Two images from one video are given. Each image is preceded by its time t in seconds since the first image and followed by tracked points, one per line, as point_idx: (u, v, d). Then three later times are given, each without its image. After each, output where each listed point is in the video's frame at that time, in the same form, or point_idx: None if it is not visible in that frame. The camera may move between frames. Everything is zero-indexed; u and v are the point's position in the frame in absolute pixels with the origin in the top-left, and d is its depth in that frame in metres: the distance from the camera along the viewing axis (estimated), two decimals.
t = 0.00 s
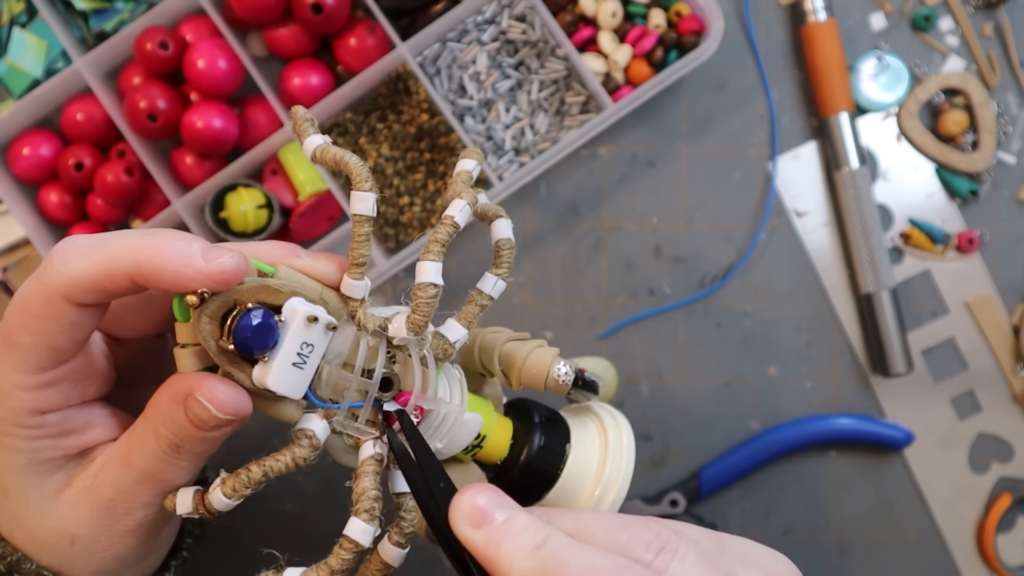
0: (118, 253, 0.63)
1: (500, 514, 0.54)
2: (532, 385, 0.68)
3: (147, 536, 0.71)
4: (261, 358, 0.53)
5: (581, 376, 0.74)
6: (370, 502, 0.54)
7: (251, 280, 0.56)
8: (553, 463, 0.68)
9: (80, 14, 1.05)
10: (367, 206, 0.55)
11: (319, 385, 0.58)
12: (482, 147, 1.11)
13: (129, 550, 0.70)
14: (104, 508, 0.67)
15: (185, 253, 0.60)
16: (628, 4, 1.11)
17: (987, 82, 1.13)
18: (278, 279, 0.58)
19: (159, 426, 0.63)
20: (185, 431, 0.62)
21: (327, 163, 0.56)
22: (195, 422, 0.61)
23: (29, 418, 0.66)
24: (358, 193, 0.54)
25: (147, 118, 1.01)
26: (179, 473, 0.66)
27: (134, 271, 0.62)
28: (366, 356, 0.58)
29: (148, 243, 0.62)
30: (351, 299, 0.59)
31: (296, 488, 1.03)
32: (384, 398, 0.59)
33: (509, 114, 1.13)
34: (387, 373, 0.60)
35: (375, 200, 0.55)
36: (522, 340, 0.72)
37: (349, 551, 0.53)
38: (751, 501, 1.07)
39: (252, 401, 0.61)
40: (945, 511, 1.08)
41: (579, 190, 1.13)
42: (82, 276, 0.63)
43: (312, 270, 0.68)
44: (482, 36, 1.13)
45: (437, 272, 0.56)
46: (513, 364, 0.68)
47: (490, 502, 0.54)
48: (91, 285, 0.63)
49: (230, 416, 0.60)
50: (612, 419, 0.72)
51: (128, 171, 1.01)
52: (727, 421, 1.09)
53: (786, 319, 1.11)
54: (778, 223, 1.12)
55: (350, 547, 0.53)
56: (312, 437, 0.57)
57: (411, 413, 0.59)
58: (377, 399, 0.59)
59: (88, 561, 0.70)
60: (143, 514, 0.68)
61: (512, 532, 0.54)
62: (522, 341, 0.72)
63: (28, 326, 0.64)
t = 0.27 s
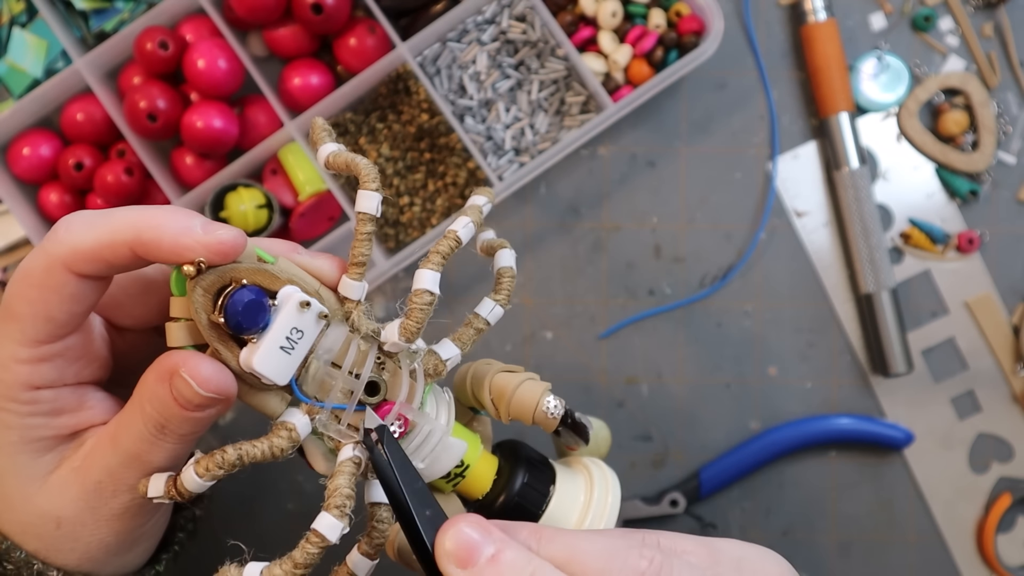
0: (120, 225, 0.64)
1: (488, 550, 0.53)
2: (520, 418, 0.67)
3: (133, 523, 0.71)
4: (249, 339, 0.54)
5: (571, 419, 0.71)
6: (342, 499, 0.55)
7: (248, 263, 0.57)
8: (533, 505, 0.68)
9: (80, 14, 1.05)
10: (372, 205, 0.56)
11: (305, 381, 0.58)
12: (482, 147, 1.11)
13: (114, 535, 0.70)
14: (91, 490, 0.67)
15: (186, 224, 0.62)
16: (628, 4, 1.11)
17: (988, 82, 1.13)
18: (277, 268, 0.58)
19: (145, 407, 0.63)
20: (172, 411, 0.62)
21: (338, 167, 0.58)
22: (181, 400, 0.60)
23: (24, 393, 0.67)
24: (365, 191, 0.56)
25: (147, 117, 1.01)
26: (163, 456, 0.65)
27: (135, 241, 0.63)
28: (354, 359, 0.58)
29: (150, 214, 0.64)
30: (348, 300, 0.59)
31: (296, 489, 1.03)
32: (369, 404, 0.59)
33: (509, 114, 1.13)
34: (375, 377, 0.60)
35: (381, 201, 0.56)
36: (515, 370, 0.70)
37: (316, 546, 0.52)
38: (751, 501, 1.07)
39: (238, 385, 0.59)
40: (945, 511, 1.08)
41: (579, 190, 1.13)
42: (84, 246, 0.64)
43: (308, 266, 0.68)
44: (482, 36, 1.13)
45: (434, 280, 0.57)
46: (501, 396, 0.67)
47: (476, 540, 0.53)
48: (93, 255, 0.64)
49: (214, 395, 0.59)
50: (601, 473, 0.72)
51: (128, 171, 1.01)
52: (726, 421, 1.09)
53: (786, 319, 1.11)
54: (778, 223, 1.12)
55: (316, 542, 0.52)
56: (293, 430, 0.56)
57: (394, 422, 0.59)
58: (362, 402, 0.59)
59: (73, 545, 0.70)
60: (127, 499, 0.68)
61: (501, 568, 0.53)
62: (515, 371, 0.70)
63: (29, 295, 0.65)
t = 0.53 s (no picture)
0: (129, 224, 0.64)
1: (486, 525, 0.53)
2: (520, 412, 0.67)
3: (138, 521, 0.72)
4: (259, 336, 0.54)
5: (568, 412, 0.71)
6: (352, 492, 0.55)
7: (257, 260, 0.57)
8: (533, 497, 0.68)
9: (80, 14, 1.05)
10: (377, 202, 0.57)
11: (313, 376, 0.58)
12: (482, 147, 1.11)
13: (120, 533, 0.71)
14: (97, 487, 0.67)
15: (196, 221, 0.62)
16: (628, 4, 1.11)
17: (988, 82, 1.13)
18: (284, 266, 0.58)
19: (154, 405, 0.62)
20: (181, 408, 0.62)
21: (341, 166, 0.59)
22: (191, 398, 0.60)
23: (30, 393, 0.67)
24: (370, 189, 0.57)
25: (147, 118, 1.01)
26: (170, 453, 0.65)
27: (145, 240, 0.63)
28: (360, 355, 0.58)
29: (159, 213, 0.64)
30: (352, 297, 0.60)
31: (296, 489, 1.03)
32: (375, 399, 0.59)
33: (508, 114, 1.13)
34: (380, 373, 0.60)
35: (385, 198, 0.57)
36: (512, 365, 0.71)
37: (329, 539, 0.53)
38: (751, 501, 1.07)
39: (247, 384, 0.59)
40: (945, 511, 1.08)
41: (579, 190, 1.13)
42: (92, 245, 0.64)
43: (314, 263, 0.68)
44: (482, 36, 1.13)
45: (438, 277, 0.59)
46: (501, 390, 0.68)
47: (476, 513, 0.52)
48: (102, 255, 0.64)
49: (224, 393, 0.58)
50: (597, 467, 0.72)
51: (128, 171, 1.01)
52: (726, 421, 1.10)
53: (786, 319, 1.11)
54: (778, 223, 1.12)
55: (328, 535, 0.53)
56: (301, 426, 0.56)
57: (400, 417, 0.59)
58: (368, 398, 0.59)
59: (78, 543, 0.70)
60: (133, 497, 0.68)
61: (500, 545, 0.53)
62: (512, 365, 0.71)
63: (37, 296, 0.65)
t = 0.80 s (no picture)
0: (147, 208, 0.65)
1: (473, 521, 0.53)
2: (515, 424, 0.68)
3: (140, 510, 0.72)
4: (267, 322, 0.55)
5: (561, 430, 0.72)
6: (349, 482, 0.56)
7: (269, 248, 0.59)
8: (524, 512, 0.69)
9: (80, 14, 1.05)
10: (389, 203, 0.58)
11: (316, 369, 0.59)
12: (482, 147, 1.11)
13: (122, 522, 0.71)
14: (101, 474, 0.67)
15: (213, 205, 0.64)
16: (628, 4, 1.11)
17: (987, 82, 1.13)
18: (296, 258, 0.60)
19: (161, 388, 0.62)
20: (187, 393, 0.62)
21: (356, 169, 0.60)
22: (197, 381, 0.60)
23: (37, 376, 0.67)
24: (382, 189, 0.57)
25: (147, 118, 1.01)
26: (174, 439, 0.65)
27: (162, 223, 0.64)
28: (363, 353, 0.59)
29: (176, 198, 0.65)
30: (359, 295, 0.60)
31: (296, 489, 1.03)
32: (377, 396, 0.60)
33: (509, 114, 1.13)
34: (381, 371, 0.60)
35: (397, 198, 0.58)
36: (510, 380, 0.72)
37: (324, 527, 0.53)
38: (751, 501, 1.07)
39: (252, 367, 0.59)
40: (945, 511, 1.08)
41: (579, 190, 1.13)
42: (109, 229, 0.65)
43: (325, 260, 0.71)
44: (482, 36, 1.13)
45: (443, 280, 0.59)
46: (497, 401, 0.68)
47: (463, 509, 0.52)
48: (119, 238, 0.65)
49: (229, 375, 0.58)
50: (585, 490, 0.75)
51: (128, 171, 1.02)
52: (726, 421, 1.09)
53: (786, 319, 1.11)
54: (778, 223, 1.12)
55: (324, 522, 0.53)
56: (303, 417, 0.56)
57: (398, 416, 0.60)
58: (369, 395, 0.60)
59: (80, 531, 0.70)
60: (136, 484, 0.68)
61: (487, 540, 0.52)
62: (509, 380, 0.71)
63: (53, 278, 0.66)
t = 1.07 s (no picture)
0: (159, 208, 0.65)
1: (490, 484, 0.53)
2: (518, 440, 0.68)
3: (142, 511, 0.72)
4: (272, 326, 0.56)
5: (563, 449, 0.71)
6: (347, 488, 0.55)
7: (278, 251, 0.60)
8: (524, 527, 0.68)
9: (80, 14, 1.05)
10: (400, 213, 0.59)
11: (320, 376, 0.59)
12: (482, 147, 1.11)
13: (125, 522, 0.71)
14: (104, 474, 0.67)
15: (225, 208, 0.64)
16: (628, 4, 1.11)
17: (988, 82, 1.13)
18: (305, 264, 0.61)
19: (165, 388, 0.62)
20: (191, 393, 0.61)
21: (368, 179, 0.61)
22: (200, 382, 0.60)
23: (44, 374, 0.68)
24: (393, 199, 0.59)
25: (147, 117, 1.01)
26: (177, 440, 0.65)
27: (173, 223, 0.65)
28: (368, 361, 0.60)
29: (188, 199, 0.65)
30: (367, 303, 0.61)
31: (296, 489, 1.03)
32: (379, 405, 0.60)
33: (509, 114, 1.13)
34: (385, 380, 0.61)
35: (408, 209, 0.60)
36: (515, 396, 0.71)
37: (320, 533, 0.53)
38: (751, 501, 1.07)
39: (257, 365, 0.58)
40: (945, 511, 1.08)
41: (579, 190, 1.13)
42: (121, 227, 0.65)
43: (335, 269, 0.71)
44: (482, 36, 1.13)
45: (451, 293, 0.60)
46: (500, 417, 0.68)
47: (480, 476, 0.53)
48: (130, 236, 0.65)
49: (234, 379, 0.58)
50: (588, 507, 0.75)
51: (128, 171, 1.02)
52: (726, 422, 1.10)
53: (786, 319, 1.11)
54: (778, 223, 1.12)
55: (320, 527, 0.53)
56: (305, 422, 0.57)
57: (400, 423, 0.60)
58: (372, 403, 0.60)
59: (82, 531, 0.70)
60: (139, 485, 0.68)
61: (509, 496, 0.52)
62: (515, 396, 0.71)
63: (63, 274, 0.66)
